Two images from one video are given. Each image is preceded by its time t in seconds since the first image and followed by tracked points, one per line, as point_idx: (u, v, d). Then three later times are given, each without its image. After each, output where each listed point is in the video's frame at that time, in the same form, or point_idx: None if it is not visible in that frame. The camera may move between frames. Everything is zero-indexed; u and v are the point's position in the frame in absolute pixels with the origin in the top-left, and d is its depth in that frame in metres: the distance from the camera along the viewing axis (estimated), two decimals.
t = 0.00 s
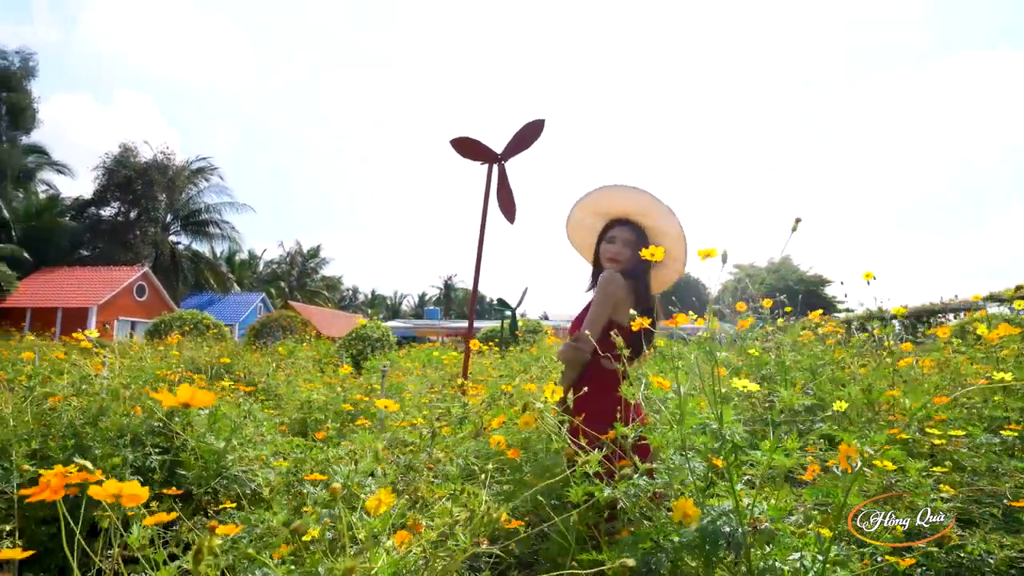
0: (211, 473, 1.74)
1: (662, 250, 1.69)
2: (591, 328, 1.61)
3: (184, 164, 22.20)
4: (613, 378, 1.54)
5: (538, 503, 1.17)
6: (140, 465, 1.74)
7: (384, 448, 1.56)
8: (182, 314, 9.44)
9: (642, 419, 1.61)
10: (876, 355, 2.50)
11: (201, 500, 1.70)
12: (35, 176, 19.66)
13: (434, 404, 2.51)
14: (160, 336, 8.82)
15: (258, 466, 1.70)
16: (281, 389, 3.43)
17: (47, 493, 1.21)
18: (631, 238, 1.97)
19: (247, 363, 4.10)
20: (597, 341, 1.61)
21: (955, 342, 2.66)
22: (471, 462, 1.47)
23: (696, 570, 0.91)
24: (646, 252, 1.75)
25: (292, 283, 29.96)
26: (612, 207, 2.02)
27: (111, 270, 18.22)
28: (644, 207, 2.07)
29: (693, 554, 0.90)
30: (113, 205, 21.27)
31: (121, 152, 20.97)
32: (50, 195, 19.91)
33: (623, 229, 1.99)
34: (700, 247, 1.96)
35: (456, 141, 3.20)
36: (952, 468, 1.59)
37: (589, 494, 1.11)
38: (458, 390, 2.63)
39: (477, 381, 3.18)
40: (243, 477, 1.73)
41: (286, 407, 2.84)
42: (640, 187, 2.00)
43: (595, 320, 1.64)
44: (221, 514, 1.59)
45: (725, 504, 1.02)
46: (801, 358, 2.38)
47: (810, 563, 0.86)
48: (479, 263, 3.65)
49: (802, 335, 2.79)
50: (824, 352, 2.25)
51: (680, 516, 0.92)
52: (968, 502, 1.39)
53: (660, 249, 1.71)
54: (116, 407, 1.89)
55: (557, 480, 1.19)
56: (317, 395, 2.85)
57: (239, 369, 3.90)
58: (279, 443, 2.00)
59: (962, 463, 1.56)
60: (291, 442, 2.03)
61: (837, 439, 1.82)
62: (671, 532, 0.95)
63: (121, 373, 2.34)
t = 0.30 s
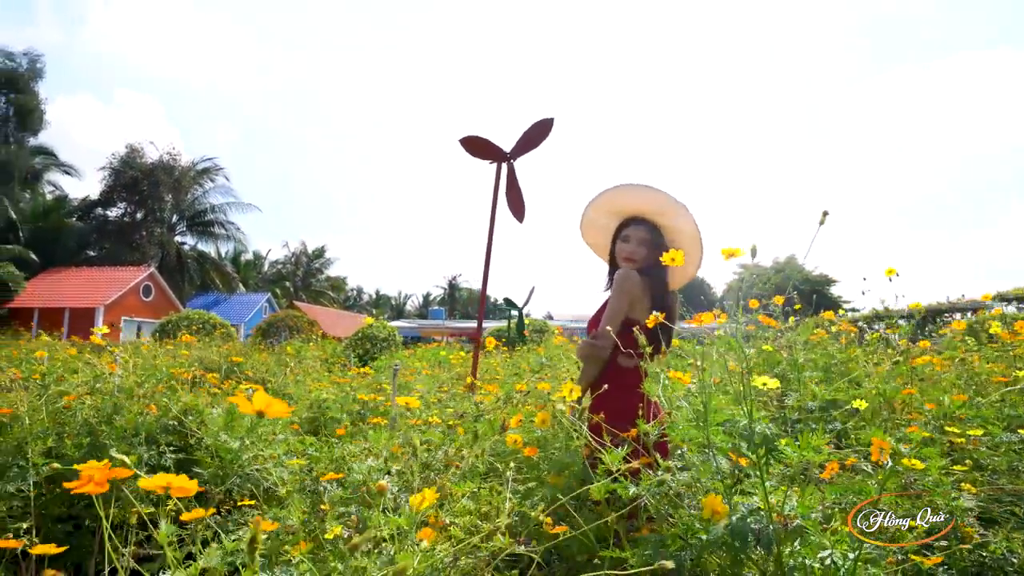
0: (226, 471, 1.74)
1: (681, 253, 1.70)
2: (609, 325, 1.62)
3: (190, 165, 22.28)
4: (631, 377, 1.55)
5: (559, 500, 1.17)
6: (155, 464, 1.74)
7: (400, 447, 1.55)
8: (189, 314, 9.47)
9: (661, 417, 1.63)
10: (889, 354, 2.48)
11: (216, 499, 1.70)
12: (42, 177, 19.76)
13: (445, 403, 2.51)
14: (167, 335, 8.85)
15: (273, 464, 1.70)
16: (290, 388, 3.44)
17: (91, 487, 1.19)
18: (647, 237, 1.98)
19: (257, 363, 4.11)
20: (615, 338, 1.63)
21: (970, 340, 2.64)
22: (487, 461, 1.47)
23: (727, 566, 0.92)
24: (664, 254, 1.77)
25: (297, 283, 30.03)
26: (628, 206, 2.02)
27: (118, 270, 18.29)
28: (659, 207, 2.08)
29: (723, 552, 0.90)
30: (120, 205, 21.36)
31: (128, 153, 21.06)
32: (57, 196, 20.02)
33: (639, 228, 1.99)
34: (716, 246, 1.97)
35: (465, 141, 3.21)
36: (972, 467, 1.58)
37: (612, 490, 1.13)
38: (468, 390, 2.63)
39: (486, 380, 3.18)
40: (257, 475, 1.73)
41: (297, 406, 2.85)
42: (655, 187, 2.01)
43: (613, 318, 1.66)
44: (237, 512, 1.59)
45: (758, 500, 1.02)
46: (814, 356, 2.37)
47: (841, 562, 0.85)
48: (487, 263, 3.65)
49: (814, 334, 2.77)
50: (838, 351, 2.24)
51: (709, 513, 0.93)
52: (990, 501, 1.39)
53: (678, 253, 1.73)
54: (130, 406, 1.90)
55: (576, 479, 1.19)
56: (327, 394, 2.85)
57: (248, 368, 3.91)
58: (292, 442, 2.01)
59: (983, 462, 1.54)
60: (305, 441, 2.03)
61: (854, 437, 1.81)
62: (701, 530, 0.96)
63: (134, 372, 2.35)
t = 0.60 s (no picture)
0: (238, 470, 1.74)
1: (699, 259, 1.70)
2: (627, 325, 1.63)
3: (195, 166, 22.34)
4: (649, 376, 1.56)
5: (579, 499, 1.16)
6: (168, 463, 1.75)
7: (414, 445, 1.55)
8: (195, 314, 9.49)
9: (679, 417, 1.64)
10: (902, 352, 2.47)
11: (228, 498, 1.70)
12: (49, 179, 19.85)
13: (454, 402, 2.51)
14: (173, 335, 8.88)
15: (285, 463, 1.70)
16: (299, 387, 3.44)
17: (128, 480, 1.26)
18: (661, 236, 1.97)
19: (264, 362, 4.11)
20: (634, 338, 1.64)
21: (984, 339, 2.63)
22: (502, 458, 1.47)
23: (753, 564, 0.92)
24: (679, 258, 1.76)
25: (302, 284, 30.10)
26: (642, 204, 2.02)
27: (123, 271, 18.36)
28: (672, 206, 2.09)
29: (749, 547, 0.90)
30: (125, 206, 21.44)
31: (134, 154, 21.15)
32: (64, 197, 20.13)
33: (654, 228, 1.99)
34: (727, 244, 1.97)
35: (474, 140, 3.21)
36: (990, 463, 1.56)
37: (632, 488, 1.13)
38: (478, 389, 2.62)
39: (495, 380, 3.16)
40: (271, 474, 1.73)
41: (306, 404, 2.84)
42: (668, 186, 2.01)
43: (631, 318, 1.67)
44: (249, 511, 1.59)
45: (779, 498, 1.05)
46: (827, 354, 2.35)
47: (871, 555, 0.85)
48: (496, 262, 3.65)
49: (826, 332, 2.76)
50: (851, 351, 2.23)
51: (735, 511, 0.95)
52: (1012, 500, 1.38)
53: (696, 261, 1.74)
54: (143, 405, 1.90)
55: (595, 477, 1.19)
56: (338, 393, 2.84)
57: (255, 367, 3.91)
58: (304, 441, 2.00)
59: (1002, 459, 1.53)
60: (315, 440, 2.02)
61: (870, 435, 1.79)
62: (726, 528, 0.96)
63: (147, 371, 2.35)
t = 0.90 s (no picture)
0: (253, 469, 1.75)
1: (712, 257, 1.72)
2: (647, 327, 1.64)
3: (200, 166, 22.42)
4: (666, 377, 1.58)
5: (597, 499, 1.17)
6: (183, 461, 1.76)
7: (429, 443, 1.55)
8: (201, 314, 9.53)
9: (697, 416, 1.66)
10: (914, 352, 2.47)
11: (244, 496, 1.71)
12: (55, 179, 19.94)
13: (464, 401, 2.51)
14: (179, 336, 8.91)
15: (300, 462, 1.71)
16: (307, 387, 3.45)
17: (148, 481, 1.28)
18: (675, 236, 1.97)
19: (272, 362, 4.12)
20: (653, 340, 1.65)
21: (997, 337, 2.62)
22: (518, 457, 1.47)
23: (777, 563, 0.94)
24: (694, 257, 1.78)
25: (306, 284, 30.16)
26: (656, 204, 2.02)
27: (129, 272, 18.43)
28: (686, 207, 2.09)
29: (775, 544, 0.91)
30: (131, 207, 21.52)
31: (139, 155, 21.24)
32: (70, 198, 20.21)
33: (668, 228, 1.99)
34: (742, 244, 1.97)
35: (482, 139, 3.21)
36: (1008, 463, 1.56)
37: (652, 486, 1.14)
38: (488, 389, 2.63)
39: (504, 380, 3.17)
40: (286, 473, 1.74)
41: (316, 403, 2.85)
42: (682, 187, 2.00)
43: (649, 321, 1.69)
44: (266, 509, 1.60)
45: (806, 498, 1.07)
46: (838, 354, 2.35)
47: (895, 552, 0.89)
48: (504, 262, 3.65)
49: (836, 331, 2.75)
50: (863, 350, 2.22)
51: (761, 509, 0.95)
52: None
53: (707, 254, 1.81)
54: (156, 404, 1.91)
55: (614, 475, 1.19)
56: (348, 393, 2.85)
57: (263, 367, 3.92)
58: (316, 440, 2.01)
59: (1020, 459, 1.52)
60: (328, 439, 2.02)
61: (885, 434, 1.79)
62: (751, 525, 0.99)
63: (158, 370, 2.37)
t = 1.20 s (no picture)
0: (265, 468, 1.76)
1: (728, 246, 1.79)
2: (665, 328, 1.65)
3: (206, 168, 22.53)
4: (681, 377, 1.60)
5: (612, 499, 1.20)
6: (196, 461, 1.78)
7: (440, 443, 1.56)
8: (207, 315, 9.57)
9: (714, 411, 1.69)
10: (925, 351, 2.45)
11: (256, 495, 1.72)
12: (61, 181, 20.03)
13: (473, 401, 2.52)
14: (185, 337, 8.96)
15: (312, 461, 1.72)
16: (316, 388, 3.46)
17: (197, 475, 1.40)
18: (688, 236, 1.97)
19: (279, 363, 4.14)
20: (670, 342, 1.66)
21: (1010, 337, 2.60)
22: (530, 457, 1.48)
23: (798, 561, 0.94)
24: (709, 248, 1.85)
25: (311, 285, 30.23)
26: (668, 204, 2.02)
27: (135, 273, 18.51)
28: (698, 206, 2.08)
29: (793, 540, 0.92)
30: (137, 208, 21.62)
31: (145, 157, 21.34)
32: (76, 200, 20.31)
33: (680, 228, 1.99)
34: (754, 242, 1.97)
35: (489, 139, 3.22)
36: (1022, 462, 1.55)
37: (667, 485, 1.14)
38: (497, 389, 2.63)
39: (512, 380, 3.17)
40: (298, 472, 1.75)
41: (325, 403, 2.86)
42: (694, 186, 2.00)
43: (667, 321, 1.70)
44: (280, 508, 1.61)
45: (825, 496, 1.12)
46: (849, 352, 2.34)
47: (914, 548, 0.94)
48: (511, 263, 3.65)
49: (846, 330, 2.74)
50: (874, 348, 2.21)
51: (783, 505, 1.01)
52: None
53: (724, 248, 1.87)
54: (168, 404, 1.93)
55: (627, 474, 1.20)
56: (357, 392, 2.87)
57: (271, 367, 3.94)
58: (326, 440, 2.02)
59: None
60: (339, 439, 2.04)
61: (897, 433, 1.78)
62: (772, 522, 1.01)
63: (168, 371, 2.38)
